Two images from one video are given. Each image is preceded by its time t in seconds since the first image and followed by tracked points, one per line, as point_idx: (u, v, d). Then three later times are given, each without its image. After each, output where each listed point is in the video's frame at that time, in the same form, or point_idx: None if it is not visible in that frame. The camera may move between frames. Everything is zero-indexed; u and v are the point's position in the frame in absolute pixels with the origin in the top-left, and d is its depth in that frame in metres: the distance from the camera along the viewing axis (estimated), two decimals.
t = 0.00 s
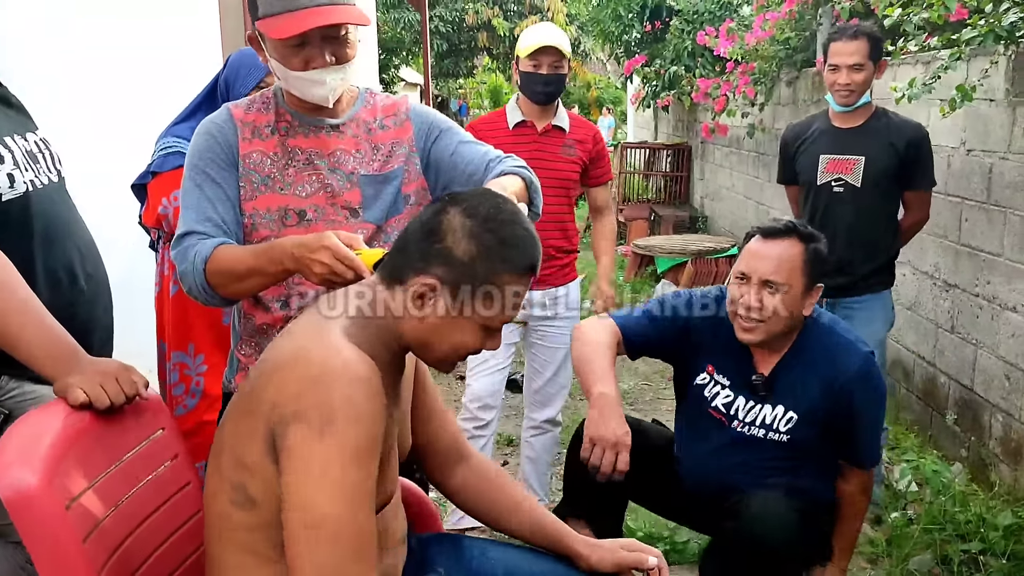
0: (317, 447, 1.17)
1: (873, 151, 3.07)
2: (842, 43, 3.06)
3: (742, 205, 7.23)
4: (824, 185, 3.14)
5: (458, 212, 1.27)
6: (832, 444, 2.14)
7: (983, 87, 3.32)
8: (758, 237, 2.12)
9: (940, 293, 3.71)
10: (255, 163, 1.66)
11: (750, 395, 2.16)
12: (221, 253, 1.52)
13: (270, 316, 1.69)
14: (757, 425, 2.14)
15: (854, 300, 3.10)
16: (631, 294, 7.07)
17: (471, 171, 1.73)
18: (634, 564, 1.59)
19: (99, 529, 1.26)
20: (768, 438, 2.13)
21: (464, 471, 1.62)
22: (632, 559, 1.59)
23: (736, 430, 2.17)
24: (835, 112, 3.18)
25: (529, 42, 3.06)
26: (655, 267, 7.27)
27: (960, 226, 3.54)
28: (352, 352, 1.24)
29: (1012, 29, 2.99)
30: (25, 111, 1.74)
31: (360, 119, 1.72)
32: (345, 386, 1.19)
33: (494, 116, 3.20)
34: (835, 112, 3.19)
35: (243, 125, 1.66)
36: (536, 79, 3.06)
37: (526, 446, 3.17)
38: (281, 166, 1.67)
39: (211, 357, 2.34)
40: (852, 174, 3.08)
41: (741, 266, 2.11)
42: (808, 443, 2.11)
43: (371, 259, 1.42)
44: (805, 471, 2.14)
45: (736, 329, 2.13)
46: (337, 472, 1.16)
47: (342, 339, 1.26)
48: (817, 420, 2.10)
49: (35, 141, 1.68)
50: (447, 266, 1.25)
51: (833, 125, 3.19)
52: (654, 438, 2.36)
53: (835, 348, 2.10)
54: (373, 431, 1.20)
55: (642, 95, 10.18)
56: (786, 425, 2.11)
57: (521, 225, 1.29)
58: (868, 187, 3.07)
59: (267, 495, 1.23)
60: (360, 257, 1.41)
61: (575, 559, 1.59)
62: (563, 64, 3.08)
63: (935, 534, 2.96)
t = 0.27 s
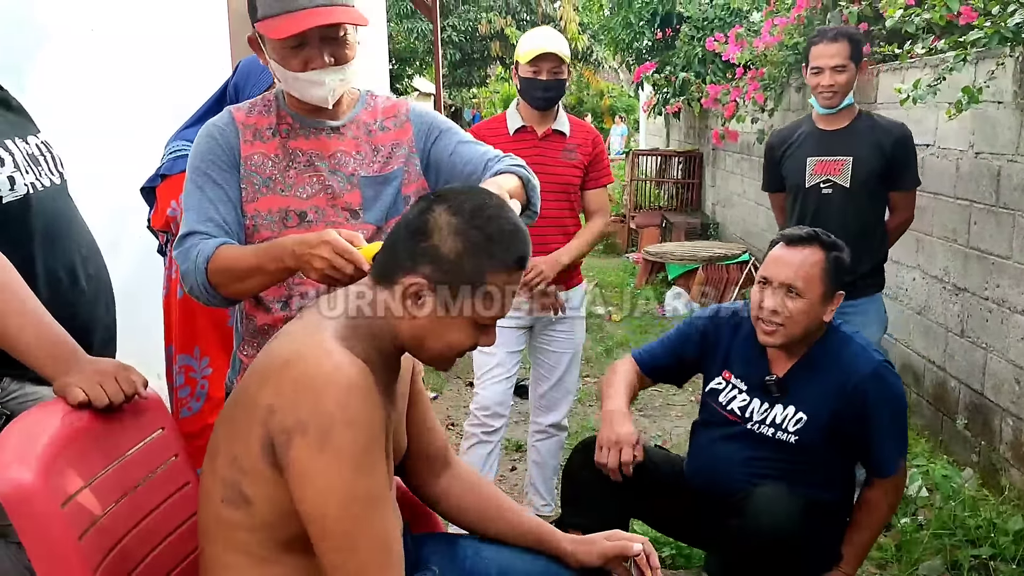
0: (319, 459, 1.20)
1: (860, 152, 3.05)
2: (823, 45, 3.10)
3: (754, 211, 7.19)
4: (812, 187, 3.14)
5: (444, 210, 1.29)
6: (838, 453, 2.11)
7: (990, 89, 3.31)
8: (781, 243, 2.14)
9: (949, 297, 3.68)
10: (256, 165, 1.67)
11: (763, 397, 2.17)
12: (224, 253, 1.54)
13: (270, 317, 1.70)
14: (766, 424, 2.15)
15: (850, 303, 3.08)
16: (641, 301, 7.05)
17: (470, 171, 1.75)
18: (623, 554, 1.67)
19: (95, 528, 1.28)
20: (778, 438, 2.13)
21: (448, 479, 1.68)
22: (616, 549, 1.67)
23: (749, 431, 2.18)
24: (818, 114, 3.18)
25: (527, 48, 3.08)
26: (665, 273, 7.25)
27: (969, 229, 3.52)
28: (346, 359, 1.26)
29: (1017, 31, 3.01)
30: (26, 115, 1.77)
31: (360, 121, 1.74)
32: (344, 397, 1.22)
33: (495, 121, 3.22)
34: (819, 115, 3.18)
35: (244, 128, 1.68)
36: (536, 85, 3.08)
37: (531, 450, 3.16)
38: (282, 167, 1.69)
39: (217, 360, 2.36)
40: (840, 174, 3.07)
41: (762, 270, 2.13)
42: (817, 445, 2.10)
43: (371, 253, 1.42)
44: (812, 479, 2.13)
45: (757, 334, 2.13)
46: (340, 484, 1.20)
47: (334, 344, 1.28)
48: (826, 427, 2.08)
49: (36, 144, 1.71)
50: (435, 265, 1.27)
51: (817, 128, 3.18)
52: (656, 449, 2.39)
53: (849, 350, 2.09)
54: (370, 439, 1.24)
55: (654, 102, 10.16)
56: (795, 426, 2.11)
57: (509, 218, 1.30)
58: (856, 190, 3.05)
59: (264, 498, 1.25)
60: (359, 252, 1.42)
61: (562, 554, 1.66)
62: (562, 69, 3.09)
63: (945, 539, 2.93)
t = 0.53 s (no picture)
0: (327, 465, 1.20)
1: (841, 156, 3.06)
2: (795, 53, 3.10)
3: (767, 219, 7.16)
4: (797, 195, 3.14)
5: (440, 207, 1.30)
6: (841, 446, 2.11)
7: (1000, 93, 3.29)
8: (798, 227, 2.22)
9: (961, 302, 3.65)
10: (259, 170, 1.70)
11: (777, 382, 2.18)
12: (227, 255, 1.57)
13: (274, 321, 1.72)
14: (780, 411, 2.15)
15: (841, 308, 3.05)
16: (654, 309, 7.04)
17: (472, 174, 1.76)
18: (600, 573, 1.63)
19: (98, 528, 1.30)
20: (791, 424, 2.13)
21: (441, 482, 1.73)
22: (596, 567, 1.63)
23: (761, 419, 2.19)
24: (797, 121, 3.19)
25: (531, 59, 3.11)
26: (678, 281, 7.23)
27: (980, 234, 3.49)
28: (350, 368, 1.28)
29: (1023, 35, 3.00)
30: (33, 123, 1.83)
31: (362, 126, 1.76)
32: (352, 404, 1.23)
33: (502, 129, 3.25)
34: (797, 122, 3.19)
35: (247, 134, 1.70)
36: (540, 95, 3.10)
37: (541, 456, 3.17)
38: (285, 172, 1.71)
39: (228, 367, 2.36)
40: (823, 181, 3.08)
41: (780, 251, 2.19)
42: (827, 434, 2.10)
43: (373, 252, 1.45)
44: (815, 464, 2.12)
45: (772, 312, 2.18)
46: (350, 489, 1.21)
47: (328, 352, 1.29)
48: (839, 419, 2.07)
49: (42, 151, 1.77)
50: (432, 263, 1.28)
51: (796, 135, 3.18)
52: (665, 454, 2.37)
53: (861, 345, 2.10)
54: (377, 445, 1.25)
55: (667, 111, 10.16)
56: (808, 411, 2.11)
57: (504, 212, 1.32)
58: (842, 194, 3.05)
59: (267, 500, 1.26)
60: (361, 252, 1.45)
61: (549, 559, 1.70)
62: (565, 79, 3.12)
63: (957, 546, 2.90)
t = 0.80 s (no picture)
0: (349, 488, 1.22)
1: (835, 164, 3.06)
2: (783, 64, 3.10)
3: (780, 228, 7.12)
4: (793, 205, 3.14)
5: (438, 212, 1.32)
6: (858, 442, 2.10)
7: (1008, 101, 3.29)
8: (806, 228, 2.28)
9: (973, 310, 3.63)
10: (266, 179, 1.72)
11: (788, 377, 2.19)
12: (236, 262, 1.58)
13: (281, 328, 1.74)
14: (792, 405, 2.15)
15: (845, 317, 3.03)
16: (666, 318, 7.01)
17: (476, 180, 1.78)
18: None
19: (103, 533, 1.32)
20: (802, 417, 2.12)
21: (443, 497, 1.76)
22: None
23: (774, 414, 2.18)
24: (788, 132, 3.18)
25: (545, 69, 3.11)
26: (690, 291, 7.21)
27: (991, 241, 3.47)
28: (362, 389, 1.27)
29: None
30: (43, 134, 1.90)
31: (368, 135, 1.78)
32: (369, 428, 1.23)
33: (510, 139, 3.26)
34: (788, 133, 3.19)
35: (254, 144, 1.73)
36: (550, 105, 3.11)
37: (550, 464, 3.18)
38: (291, 181, 1.73)
39: (237, 375, 2.36)
40: (820, 190, 3.08)
41: (792, 250, 2.25)
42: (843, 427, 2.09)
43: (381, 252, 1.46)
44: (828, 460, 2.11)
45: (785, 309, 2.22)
46: (373, 512, 1.23)
47: (334, 357, 1.30)
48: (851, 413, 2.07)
49: (51, 161, 1.83)
50: (432, 265, 1.30)
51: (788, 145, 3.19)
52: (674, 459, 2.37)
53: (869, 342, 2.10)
54: (395, 466, 1.26)
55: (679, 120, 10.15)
56: (819, 404, 2.10)
57: (500, 213, 1.33)
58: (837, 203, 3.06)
59: (276, 514, 1.27)
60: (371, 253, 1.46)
61: None
62: (577, 89, 3.14)
63: (969, 556, 2.87)
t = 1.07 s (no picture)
0: (342, 495, 1.22)
1: (846, 169, 3.05)
2: (796, 65, 3.12)
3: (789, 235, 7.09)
4: (804, 209, 3.13)
5: (432, 213, 1.33)
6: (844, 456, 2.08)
7: (1014, 106, 3.29)
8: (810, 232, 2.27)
9: (981, 316, 3.61)
10: (265, 186, 1.73)
11: (785, 389, 2.18)
12: (229, 269, 1.59)
13: (281, 335, 1.76)
14: (788, 416, 2.14)
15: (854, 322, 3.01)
16: (674, 326, 6.99)
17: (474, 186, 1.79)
18: None
19: (103, 538, 1.34)
20: (797, 428, 2.11)
21: (449, 502, 1.76)
22: None
23: (771, 426, 2.17)
24: (800, 135, 3.19)
25: (555, 78, 3.11)
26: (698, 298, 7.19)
27: (999, 246, 3.45)
28: (353, 395, 1.27)
29: None
30: (46, 142, 1.93)
31: (367, 142, 1.80)
32: (361, 435, 1.24)
33: (514, 146, 3.26)
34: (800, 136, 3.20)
35: (254, 151, 1.74)
36: (563, 114, 3.09)
37: (555, 472, 3.17)
38: (291, 189, 1.74)
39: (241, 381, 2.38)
40: (829, 194, 3.07)
41: (794, 255, 2.24)
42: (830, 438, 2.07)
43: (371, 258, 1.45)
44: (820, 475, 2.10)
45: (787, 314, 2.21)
46: (367, 518, 1.24)
47: (327, 363, 1.31)
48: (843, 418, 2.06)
49: (54, 169, 1.86)
50: (430, 267, 1.30)
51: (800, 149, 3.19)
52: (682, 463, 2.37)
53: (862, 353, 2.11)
54: (388, 472, 1.26)
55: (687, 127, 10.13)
56: (814, 415, 2.10)
57: (496, 215, 1.36)
58: (847, 207, 3.04)
59: (269, 521, 1.28)
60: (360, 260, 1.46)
61: None
62: (588, 98, 3.13)
63: (978, 563, 2.85)
